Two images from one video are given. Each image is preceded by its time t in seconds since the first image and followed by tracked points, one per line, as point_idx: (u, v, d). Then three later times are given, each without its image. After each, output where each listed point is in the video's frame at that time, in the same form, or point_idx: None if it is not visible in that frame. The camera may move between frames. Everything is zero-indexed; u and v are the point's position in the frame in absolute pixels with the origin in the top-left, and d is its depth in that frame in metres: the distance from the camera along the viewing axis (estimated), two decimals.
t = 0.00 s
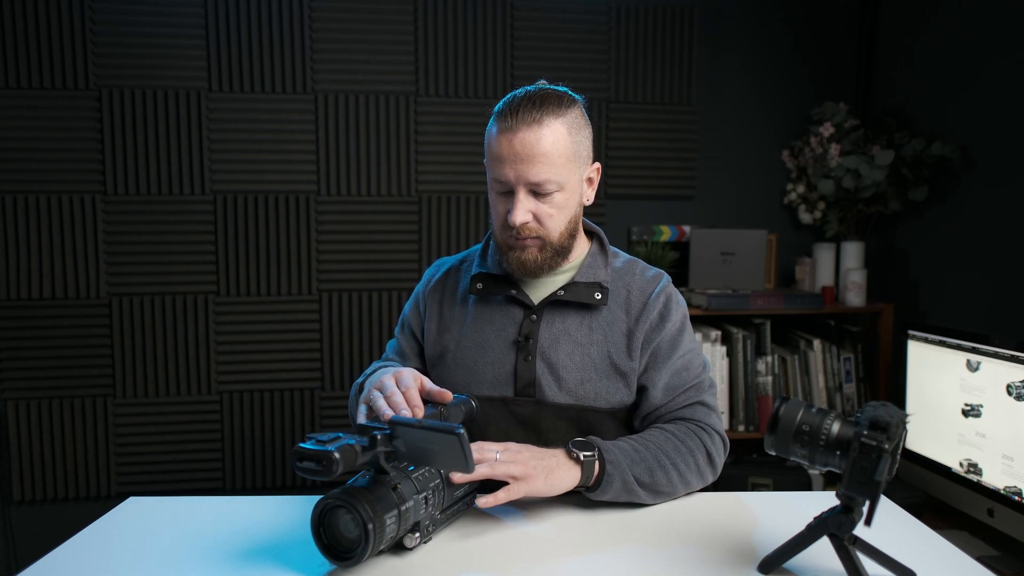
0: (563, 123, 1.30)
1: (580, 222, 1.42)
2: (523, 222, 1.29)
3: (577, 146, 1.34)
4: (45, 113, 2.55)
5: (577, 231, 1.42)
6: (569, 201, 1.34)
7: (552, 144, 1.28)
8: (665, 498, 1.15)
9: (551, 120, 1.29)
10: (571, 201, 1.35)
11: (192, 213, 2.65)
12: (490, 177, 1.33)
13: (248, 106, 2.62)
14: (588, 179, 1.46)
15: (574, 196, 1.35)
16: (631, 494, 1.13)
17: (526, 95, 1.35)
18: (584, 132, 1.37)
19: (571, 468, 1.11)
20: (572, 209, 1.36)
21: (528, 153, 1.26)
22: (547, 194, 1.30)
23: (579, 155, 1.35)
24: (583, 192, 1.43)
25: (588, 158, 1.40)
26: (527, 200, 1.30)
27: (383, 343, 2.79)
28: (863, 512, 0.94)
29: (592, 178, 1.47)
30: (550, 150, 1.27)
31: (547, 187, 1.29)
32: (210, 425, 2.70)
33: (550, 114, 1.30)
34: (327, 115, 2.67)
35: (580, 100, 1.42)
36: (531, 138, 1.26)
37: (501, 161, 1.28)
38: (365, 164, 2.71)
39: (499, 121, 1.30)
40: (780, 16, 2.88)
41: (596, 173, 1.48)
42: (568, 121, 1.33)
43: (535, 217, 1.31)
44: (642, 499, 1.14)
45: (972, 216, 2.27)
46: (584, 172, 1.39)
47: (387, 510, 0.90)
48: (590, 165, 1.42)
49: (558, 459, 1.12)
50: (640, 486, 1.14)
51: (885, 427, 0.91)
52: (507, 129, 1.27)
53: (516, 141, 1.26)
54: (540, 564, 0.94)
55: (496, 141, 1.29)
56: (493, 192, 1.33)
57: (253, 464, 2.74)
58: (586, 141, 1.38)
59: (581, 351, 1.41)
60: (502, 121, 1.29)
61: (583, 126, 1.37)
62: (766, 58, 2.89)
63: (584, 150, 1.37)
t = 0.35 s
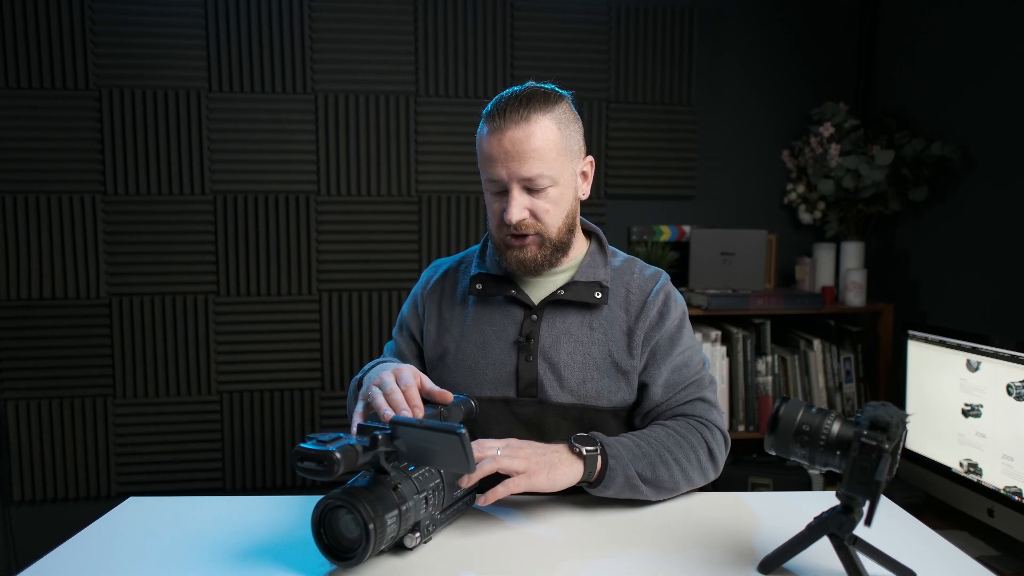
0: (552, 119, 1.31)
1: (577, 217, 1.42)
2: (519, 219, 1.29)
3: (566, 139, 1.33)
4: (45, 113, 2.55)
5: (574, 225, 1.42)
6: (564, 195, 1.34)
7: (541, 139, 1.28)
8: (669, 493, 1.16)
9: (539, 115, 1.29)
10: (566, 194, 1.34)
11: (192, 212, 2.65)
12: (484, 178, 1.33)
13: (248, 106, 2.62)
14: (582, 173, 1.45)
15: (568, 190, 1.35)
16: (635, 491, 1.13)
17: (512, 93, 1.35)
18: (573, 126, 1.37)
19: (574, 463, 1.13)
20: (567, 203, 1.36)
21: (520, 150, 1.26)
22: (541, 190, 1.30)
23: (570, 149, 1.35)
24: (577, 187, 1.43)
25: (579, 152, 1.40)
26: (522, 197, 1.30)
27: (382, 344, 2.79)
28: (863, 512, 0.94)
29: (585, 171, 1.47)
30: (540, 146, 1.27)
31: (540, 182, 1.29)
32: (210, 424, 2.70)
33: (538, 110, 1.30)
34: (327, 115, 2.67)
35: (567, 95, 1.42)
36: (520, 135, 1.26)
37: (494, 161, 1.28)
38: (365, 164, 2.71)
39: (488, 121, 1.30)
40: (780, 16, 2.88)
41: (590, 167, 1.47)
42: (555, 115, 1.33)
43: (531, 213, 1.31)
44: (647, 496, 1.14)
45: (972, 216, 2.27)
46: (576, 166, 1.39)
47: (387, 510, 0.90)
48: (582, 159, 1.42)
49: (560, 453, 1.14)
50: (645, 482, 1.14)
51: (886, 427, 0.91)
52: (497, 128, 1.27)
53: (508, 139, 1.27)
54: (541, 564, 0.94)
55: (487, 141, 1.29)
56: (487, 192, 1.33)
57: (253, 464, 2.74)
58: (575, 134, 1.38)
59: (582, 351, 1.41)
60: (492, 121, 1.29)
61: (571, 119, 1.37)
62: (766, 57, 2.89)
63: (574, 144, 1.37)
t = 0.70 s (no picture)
0: (535, 107, 1.33)
1: (565, 211, 1.41)
2: (499, 207, 1.31)
3: (549, 130, 1.35)
4: (45, 113, 2.55)
5: (563, 218, 1.40)
6: (547, 186, 1.34)
7: (521, 127, 1.30)
8: (667, 462, 1.22)
9: (521, 106, 1.32)
10: (549, 185, 1.34)
11: (192, 212, 2.65)
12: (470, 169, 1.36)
13: (248, 106, 2.62)
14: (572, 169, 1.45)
15: (552, 181, 1.35)
16: (638, 453, 1.19)
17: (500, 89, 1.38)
18: (560, 117, 1.39)
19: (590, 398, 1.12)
20: (552, 194, 1.36)
21: (500, 136, 1.29)
22: (521, 179, 1.31)
23: (555, 139, 1.36)
24: (567, 179, 1.43)
25: (567, 145, 1.40)
26: (503, 186, 1.31)
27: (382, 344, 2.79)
28: (863, 512, 0.94)
29: (576, 167, 1.45)
30: (519, 134, 1.29)
31: (520, 170, 1.30)
32: (210, 424, 2.70)
33: (520, 101, 1.32)
34: (327, 115, 2.67)
35: (556, 92, 1.43)
36: (500, 124, 1.29)
37: (476, 149, 1.32)
38: (365, 164, 2.71)
39: (473, 113, 1.34)
40: (780, 16, 2.88)
41: (579, 163, 1.46)
42: (539, 107, 1.34)
43: (512, 203, 1.32)
44: (647, 459, 1.21)
45: (972, 216, 2.27)
46: (563, 159, 1.39)
47: (387, 510, 0.90)
48: (570, 153, 1.41)
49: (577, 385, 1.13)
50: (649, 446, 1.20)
51: (885, 427, 0.91)
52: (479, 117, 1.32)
53: (488, 127, 1.30)
54: (541, 564, 0.94)
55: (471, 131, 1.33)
56: (474, 183, 1.36)
57: (253, 463, 2.74)
58: (561, 127, 1.38)
59: (579, 352, 1.41)
60: (475, 112, 1.34)
61: (558, 113, 1.38)
62: (766, 57, 2.89)
63: (559, 136, 1.38)
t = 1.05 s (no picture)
0: (526, 105, 1.33)
1: (559, 207, 1.41)
2: (493, 204, 1.31)
3: (541, 126, 1.35)
4: (45, 113, 2.55)
5: (558, 215, 1.41)
6: (540, 181, 1.34)
7: (512, 123, 1.30)
8: (669, 464, 1.21)
9: (511, 102, 1.32)
10: (542, 181, 1.35)
11: (192, 212, 2.65)
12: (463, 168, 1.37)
13: (248, 106, 2.62)
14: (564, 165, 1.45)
15: (545, 177, 1.35)
16: (643, 456, 1.17)
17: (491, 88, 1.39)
18: (552, 115, 1.39)
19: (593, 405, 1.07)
20: (545, 190, 1.36)
21: (492, 133, 1.30)
22: (514, 174, 1.31)
23: (547, 135, 1.37)
24: (559, 176, 1.43)
25: (558, 141, 1.40)
26: (496, 182, 1.31)
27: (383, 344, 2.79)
28: (863, 512, 0.94)
29: (568, 164, 1.46)
30: (510, 130, 1.30)
31: (512, 165, 1.30)
32: (210, 424, 2.70)
33: (510, 98, 1.33)
34: (327, 115, 2.67)
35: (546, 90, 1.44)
36: (491, 121, 1.30)
37: (468, 147, 1.32)
38: (365, 164, 2.71)
39: (465, 112, 1.35)
40: (780, 16, 2.88)
41: (572, 159, 1.46)
42: (529, 103, 1.35)
43: (506, 199, 1.32)
44: (651, 463, 1.20)
45: (972, 216, 2.27)
46: (555, 155, 1.39)
47: (388, 510, 0.90)
48: (562, 149, 1.42)
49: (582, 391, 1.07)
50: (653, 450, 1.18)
51: (885, 427, 0.91)
52: (470, 116, 1.33)
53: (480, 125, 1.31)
54: (540, 564, 0.94)
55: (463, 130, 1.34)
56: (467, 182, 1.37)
57: (253, 464, 2.74)
58: (552, 123, 1.39)
59: (574, 350, 1.41)
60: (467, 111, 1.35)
61: (549, 109, 1.39)
62: (766, 57, 2.89)
63: (551, 132, 1.38)
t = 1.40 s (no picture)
0: (512, 110, 1.33)
1: (551, 210, 1.41)
2: (485, 212, 1.31)
3: (529, 131, 1.34)
4: (45, 113, 2.55)
5: (551, 218, 1.41)
6: (531, 186, 1.34)
7: (500, 130, 1.29)
8: (672, 485, 1.22)
9: (498, 109, 1.31)
10: (533, 186, 1.35)
11: (192, 212, 2.65)
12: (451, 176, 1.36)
13: (248, 106, 2.62)
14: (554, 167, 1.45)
15: (536, 182, 1.35)
16: (648, 477, 1.18)
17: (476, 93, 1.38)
18: (538, 118, 1.38)
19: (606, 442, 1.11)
20: (536, 195, 1.36)
21: (480, 142, 1.29)
22: (505, 182, 1.31)
23: (535, 139, 1.36)
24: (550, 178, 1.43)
25: (547, 144, 1.40)
26: (486, 190, 1.31)
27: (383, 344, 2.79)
28: (863, 512, 0.94)
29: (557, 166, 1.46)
30: (499, 137, 1.29)
31: (502, 173, 1.30)
32: (210, 424, 2.70)
33: (497, 104, 1.32)
34: (327, 115, 2.67)
35: (532, 92, 1.43)
36: (478, 129, 1.29)
37: (457, 157, 1.31)
38: (365, 164, 2.71)
39: (451, 121, 1.34)
40: (780, 16, 2.88)
41: (561, 160, 1.46)
42: (516, 108, 1.34)
43: (498, 206, 1.32)
44: (655, 484, 1.19)
45: (972, 216, 2.27)
46: (544, 158, 1.39)
47: (387, 510, 0.90)
48: (551, 152, 1.42)
49: (589, 430, 1.11)
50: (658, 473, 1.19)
51: (885, 427, 0.91)
52: (457, 124, 1.31)
53: (468, 133, 1.29)
54: (540, 564, 0.94)
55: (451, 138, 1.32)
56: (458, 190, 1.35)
57: (253, 463, 2.74)
58: (540, 127, 1.38)
59: (573, 353, 1.41)
60: (453, 119, 1.33)
61: (535, 112, 1.38)
62: (766, 57, 2.89)
63: (538, 136, 1.38)
